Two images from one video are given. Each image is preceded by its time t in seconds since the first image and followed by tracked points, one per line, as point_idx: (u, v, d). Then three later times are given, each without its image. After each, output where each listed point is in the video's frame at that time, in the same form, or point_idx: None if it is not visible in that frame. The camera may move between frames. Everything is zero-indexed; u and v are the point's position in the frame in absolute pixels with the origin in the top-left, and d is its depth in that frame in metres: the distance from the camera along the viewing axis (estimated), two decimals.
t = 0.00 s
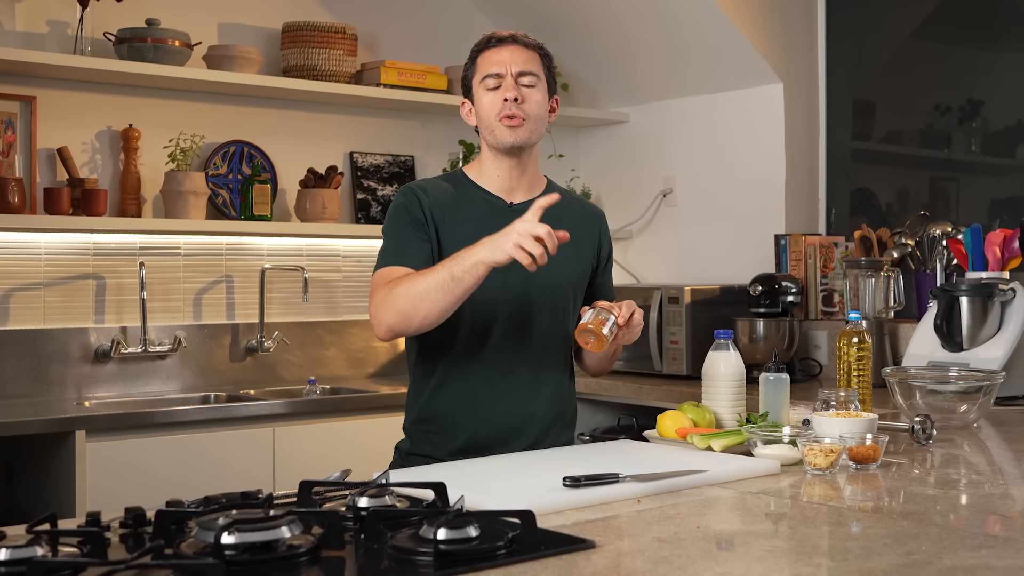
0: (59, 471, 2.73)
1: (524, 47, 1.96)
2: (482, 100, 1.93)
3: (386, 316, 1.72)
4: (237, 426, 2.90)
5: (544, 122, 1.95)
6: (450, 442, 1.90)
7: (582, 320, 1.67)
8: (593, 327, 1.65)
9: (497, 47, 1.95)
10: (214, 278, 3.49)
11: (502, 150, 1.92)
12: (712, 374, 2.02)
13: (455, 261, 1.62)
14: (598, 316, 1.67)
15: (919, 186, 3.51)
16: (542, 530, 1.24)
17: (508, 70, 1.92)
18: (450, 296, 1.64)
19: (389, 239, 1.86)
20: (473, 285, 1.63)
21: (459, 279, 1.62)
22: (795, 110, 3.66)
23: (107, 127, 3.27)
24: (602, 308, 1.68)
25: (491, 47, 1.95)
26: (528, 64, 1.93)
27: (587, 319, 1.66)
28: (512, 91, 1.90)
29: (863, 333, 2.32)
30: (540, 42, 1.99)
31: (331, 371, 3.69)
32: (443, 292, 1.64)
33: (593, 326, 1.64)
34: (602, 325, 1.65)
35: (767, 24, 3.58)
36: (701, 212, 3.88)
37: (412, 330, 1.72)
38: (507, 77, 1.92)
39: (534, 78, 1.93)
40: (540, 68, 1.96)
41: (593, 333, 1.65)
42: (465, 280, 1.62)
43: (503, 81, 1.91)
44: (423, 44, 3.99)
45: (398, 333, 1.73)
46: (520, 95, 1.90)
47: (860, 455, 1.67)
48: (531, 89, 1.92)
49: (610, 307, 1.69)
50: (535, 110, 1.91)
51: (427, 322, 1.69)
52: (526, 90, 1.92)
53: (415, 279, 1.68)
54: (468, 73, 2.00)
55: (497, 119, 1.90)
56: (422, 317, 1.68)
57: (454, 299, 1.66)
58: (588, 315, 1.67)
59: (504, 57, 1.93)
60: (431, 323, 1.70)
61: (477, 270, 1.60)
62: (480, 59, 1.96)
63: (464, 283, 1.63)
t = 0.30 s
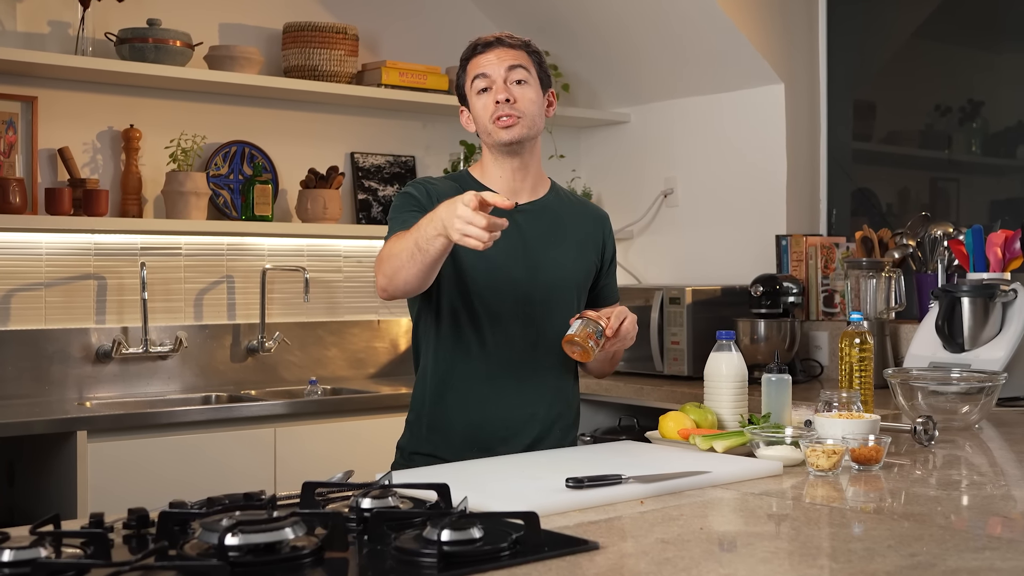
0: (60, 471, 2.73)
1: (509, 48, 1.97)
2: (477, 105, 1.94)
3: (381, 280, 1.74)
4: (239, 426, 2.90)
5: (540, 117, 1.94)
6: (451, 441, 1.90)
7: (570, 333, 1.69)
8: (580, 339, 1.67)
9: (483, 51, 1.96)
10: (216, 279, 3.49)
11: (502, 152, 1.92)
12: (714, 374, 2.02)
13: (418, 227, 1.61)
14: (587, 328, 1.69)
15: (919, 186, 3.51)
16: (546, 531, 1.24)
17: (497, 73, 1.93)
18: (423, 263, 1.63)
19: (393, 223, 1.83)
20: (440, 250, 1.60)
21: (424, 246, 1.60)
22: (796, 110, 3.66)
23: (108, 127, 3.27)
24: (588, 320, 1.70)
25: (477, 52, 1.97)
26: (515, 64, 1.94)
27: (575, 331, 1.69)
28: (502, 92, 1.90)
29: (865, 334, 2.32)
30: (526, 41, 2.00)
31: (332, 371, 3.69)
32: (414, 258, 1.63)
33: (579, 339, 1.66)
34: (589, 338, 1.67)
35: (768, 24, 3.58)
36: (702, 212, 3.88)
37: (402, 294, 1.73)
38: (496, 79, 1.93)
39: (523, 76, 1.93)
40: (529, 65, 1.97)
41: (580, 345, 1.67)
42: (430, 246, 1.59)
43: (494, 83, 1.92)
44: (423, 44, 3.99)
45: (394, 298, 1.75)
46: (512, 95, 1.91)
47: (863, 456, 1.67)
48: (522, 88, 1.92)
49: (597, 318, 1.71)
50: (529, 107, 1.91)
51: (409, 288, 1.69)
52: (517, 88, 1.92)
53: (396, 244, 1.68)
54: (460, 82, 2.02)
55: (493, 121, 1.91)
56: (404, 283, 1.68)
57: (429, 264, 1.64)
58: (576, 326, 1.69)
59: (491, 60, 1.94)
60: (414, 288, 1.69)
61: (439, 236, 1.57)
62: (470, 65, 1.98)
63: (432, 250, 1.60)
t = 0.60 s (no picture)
0: (61, 471, 2.73)
1: (503, 48, 1.95)
2: (470, 110, 1.94)
3: (394, 277, 1.65)
4: (240, 426, 2.90)
5: (534, 119, 1.93)
6: (452, 441, 1.90)
7: (566, 355, 1.67)
8: (577, 362, 1.65)
9: (476, 55, 1.95)
10: (216, 279, 3.49)
11: (497, 156, 1.93)
12: (716, 375, 2.02)
13: (472, 226, 1.55)
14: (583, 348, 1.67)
15: (919, 187, 3.51)
16: (548, 531, 1.24)
17: (489, 77, 1.91)
18: (462, 262, 1.58)
19: (392, 224, 1.83)
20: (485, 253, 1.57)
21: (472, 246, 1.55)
22: (796, 111, 3.66)
23: (109, 127, 3.27)
24: (585, 341, 1.68)
25: (470, 56, 1.95)
26: (508, 67, 1.92)
27: (571, 354, 1.67)
28: (494, 98, 1.90)
29: (866, 334, 2.32)
30: (519, 39, 1.97)
31: (332, 371, 3.69)
32: (455, 258, 1.57)
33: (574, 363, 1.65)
34: (585, 360, 1.66)
35: (769, 25, 3.58)
36: (703, 212, 3.88)
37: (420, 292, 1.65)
38: (488, 84, 1.92)
39: (515, 79, 1.92)
40: (521, 66, 1.94)
41: (576, 368, 1.66)
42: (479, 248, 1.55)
43: (486, 88, 1.92)
44: (425, 44, 3.99)
45: (404, 295, 1.67)
46: (503, 100, 1.90)
47: (865, 457, 1.67)
48: (513, 91, 1.91)
49: (595, 338, 1.68)
50: (521, 111, 1.91)
51: (434, 288, 1.63)
52: (509, 93, 1.91)
53: (431, 238, 1.61)
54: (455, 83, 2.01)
55: (487, 127, 1.91)
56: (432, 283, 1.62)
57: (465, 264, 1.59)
58: (572, 348, 1.67)
59: (483, 64, 1.93)
60: (438, 288, 1.64)
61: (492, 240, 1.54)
62: (462, 69, 1.97)
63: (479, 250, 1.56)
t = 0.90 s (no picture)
0: (60, 470, 2.73)
1: (511, 49, 1.94)
2: (468, 106, 1.94)
3: (401, 300, 1.64)
4: (239, 425, 2.89)
5: (532, 124, 1.94)
6: (453, 442, 1.90)
7: (589, 345, 1.69)
8: (602, 351, 1.67)
9: (484, 51, 1.94)
10: (216, 278, 3.49)
11: (490, 156, 1.93)
12: (715, 375, 2.02)
13: (476, 251, 1.54)
14: (605, 339, 1.70)
15: (919, 186, 3.51)
16: (548, 531, 1.23)
17: (492, 77, 1.91)
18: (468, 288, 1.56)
19: (392, 234, 1.81)
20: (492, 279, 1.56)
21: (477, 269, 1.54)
22: (796, 110, 3.66)
23: (108, 126, 3.27)
24: (607, 331, 1.71)
25: (478, 51, 1.94)
26: (513, 69, 1.92)
27: (594, 343, 1.69)
28: (493, 99, 1.90)
29: (865, 334, 2.32)
30: (530, 41, 1.96)
31: (331, 371, 3.69)
32: (460, 282, 1.56)
33: (600, 352, 1.67)
34: (609, 350, 1.68)
35: (768, 25, 3.58)
36: (702, 212, 3.88)
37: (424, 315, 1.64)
38: (490, 84, 1.91)
39: (518, 83, 1.91)
40: (527, 70, 1.94)
41: (600, 357, 1.68)
42: (484, 274, 1.53)
43: (487, 88, 1.91)
44: (424, 43, 3.99)
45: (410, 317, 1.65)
46: (503, 102, 1.90)
47: (864, 456, 1.67)
48: (514, 95, 1.91)
49: (616, 329, 1.72)
50: (519, 115, 1.91)
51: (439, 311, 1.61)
52: (510, 96, 1.91)
53: (436, 264, 1.60)
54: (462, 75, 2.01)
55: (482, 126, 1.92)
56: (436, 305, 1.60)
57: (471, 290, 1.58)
58: (596, 337, 1.69)
59: (489, 63, 1.92)
60: (445, 312, 1.62)
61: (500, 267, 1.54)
62: (469, 63, 1.96)
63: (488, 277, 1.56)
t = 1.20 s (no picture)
0: (58, 471, 2.73)
1: (527, 50, 1.95)
2: (482, 104, 1.93)
3: (355, 290, 1.71)
4: (237, 425, 2.89)
5: (546, 126, 1.95)
6: (450, 441, 1.91)
7: (604, 354, 1.72)
8: (617, 363, 1.71)
9: (499, 50, 1.94)
10: (214, 278, 3.49)
11: (502, 156, 1.93)
12: (713, 374, 2.02)
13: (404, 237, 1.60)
14: (620, 349, 1.73)
15: (917, 185, 3.51)
16: (545, 530, 1.24)
17: (509, 77, 1.91)
18: (395, 271, 1.61)
19: (378, 230, 1.83)
20: (421, 265, 1.59)
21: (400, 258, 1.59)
22: (794, 110, 3.66)
23: (106, 126, 3.27)
24: (622, 342, 1.74)
25: (494, 50, 1.94)
26: (530, 70, 1.93)
27: (610, 354, 1.72)
28: (511, 99, 1.90)
29: (863, 333, 2.32)
30: (544, 43, 1.97)
31: (330, 371, 3.69)
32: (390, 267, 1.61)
33: (613, 362, 1.70)
34: (624, 362, 1.71)
35: (766, 24, 3.58)
36: (701, 211, 3.88)
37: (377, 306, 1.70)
38: (507, 84, 1.92)
39: (535, 85, 1.93)
40: (542, 71, 1.95)
41: (612, 367, 1.71)
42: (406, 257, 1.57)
43: (504, 88, 1.92)
44: (423, 44, 3.99)
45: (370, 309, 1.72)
46: (521, 103, 1.90)
47: (861, 455, 1.67)
48: (531, 96, 1.92)
49: (632, 339, 1.75)
50: (536, 117, 1.92)
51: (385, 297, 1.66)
52: (527, 96, 1.92)
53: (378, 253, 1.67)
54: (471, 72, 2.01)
55: (497, 125, 1.92)
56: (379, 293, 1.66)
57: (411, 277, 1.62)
58: (611, 348, 1.72)
59: (505, 62, 1.93)
60: (387, 301, 1.67)
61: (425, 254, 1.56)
62: (482, 62, 1.96)
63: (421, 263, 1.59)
